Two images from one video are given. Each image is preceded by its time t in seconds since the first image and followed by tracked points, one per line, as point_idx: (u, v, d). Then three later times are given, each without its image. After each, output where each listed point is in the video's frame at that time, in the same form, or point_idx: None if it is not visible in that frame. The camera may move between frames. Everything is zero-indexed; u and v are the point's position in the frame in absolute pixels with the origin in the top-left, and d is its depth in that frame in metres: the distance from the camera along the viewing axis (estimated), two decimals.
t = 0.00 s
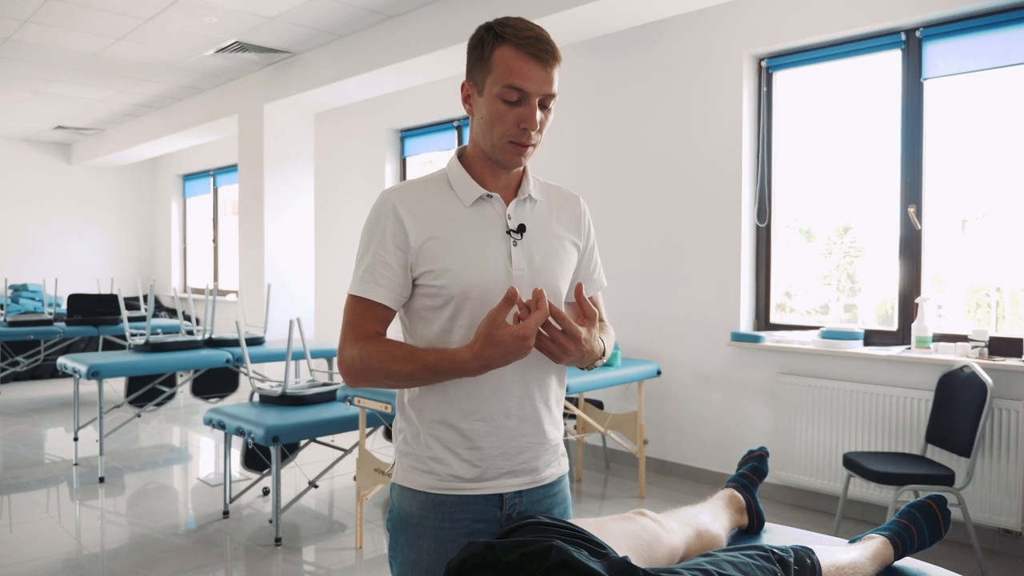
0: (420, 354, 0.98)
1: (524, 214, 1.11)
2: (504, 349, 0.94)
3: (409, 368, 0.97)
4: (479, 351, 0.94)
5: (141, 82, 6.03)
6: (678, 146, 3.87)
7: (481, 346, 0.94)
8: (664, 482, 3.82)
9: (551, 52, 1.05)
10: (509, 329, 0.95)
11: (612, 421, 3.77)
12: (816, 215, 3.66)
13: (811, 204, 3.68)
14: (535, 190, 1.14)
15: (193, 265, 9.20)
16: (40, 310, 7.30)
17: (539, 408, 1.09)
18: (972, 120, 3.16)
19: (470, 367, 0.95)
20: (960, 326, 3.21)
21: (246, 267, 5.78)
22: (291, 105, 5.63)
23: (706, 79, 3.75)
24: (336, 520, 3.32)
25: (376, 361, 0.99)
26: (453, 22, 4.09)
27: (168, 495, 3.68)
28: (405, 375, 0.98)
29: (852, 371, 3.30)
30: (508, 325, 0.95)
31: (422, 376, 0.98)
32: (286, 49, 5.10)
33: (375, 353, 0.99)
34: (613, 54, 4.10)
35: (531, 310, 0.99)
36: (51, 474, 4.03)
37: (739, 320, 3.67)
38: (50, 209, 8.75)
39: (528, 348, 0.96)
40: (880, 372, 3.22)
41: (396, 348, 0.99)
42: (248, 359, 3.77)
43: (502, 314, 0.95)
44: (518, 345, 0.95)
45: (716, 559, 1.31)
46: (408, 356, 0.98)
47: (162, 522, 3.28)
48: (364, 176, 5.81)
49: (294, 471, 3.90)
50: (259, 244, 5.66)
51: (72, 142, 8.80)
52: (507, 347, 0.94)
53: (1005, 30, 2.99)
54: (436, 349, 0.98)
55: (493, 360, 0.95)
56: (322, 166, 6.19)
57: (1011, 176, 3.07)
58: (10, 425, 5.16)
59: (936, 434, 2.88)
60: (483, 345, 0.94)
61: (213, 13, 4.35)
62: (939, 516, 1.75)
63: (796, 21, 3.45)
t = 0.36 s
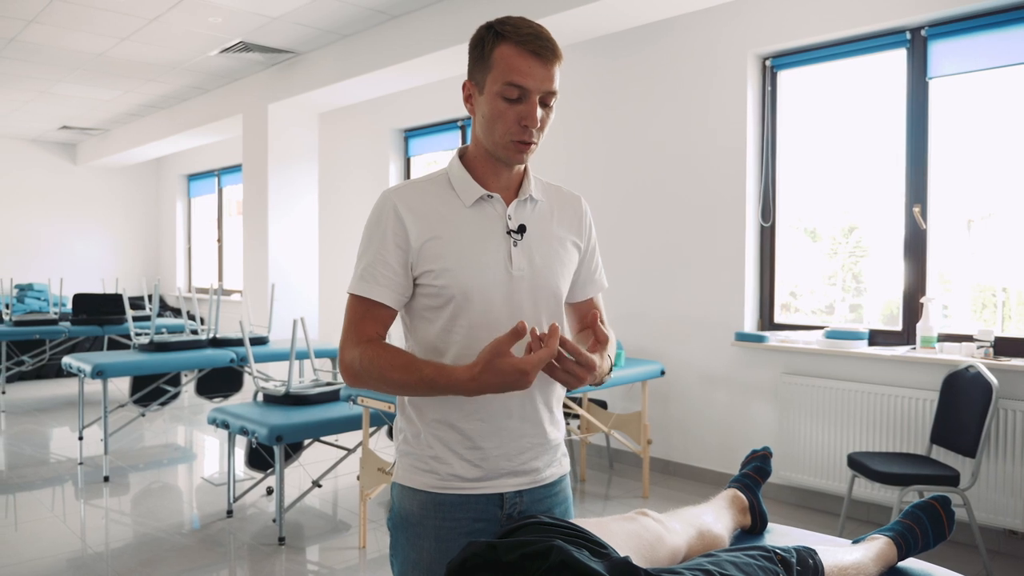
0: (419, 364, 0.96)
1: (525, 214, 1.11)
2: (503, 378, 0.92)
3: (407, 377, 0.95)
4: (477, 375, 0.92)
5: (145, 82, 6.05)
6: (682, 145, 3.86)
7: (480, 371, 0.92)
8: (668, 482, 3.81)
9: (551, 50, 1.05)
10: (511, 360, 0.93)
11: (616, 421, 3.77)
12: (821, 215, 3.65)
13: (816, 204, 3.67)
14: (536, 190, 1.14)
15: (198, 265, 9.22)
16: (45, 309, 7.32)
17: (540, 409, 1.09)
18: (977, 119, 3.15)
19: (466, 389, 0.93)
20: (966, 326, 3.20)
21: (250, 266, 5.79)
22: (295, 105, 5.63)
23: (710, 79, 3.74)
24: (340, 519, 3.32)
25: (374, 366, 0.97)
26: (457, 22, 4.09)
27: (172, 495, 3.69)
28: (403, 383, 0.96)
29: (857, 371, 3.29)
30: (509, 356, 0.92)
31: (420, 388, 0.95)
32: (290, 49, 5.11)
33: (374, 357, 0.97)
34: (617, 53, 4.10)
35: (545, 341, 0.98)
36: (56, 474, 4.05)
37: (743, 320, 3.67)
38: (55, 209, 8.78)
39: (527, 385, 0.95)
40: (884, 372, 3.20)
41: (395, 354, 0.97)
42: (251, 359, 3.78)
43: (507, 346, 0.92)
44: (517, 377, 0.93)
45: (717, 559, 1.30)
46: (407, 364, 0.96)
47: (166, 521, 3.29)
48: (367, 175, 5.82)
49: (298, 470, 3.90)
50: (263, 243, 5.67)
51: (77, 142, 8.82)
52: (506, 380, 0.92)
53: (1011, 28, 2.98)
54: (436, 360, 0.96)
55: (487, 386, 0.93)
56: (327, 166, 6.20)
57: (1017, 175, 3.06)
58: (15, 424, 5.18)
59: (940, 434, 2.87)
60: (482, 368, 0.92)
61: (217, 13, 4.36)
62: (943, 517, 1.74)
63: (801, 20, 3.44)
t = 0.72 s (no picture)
0: (417, 367, 0.96)
1: (525, 215, 1.11)
2: (495, 387, 0.92)
3: (405, 380, 0.96)
4: (470, 383, 0.92)
5: (150, 83, 6.07)
6: (685, 145, 3.86)
7: (472, 379, 0.92)
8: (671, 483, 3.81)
9: (544, 45, 1.05)
10: (504, 369, 0.92)
11: (619, 421, 3.76)
12: (826, 215, 3.64)
13: (821, 204, 3.66)
14: (537, 190, 1.14)
15: (202, 265, 9.24)
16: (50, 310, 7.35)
17: (540, 410, 1.09)
18: (988, 118, 3.13)
19: (459, 394, 0.93)
20: (971, 326, 3.19)
21: (254, 266, 5.80)
22: (299, 105, 5.64)
23: (714, 79, 3.74)
24: (344, 519, 3.32)
25: (374, 368, 0.97)
26: (460, 22, 4.09)
27: (176, 494, 3.70)
28: (401, 386, 0.96)
29: (861, 371, 3.28)
30: (503, 364, 0.92)
31: (417, 392, 0.96)
32: (294, 49, 5.11)
33: (373, 360, 0.98)
34: (621, 53, 4.09)
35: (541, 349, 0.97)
36: (61, 473, 4.06)
37: (747, 320, 3.66)
38: (60, 209, 8.81)
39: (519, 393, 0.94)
40: (888, 372, 3.20)
41: (394, 357, 0.97)
42: (255, 359, 3.79)
43: (501, 354, 0.91)
44: (509, 387, 0.92)
45: (718, 559, 1.30)
46: (405, 367, 0.96)
47: (170, 521, 3.30)
48: (371, 176, 5.83)
49: (301, 470, 3.91)
50: (267, 244, 5.68)
51: (82, 142, 8.85)
52: (498, 389, 0.92)
53: (1016, 28, 2.97)
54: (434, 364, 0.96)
55: (480, 393, 0.92)
56: (331, 166, 6.21)
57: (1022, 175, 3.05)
58: (20, 424, 5.20)
59: (944, 435, 2.87)
60: (475, 375, 0.92)
61: (221, 14, 4.37)
62: (946, 518, 1.73)
63: (805, 19, 3.43)
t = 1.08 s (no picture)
0: (405, 360, 0.95)
1: (527, 216, 1.11)
2: (478, 378, 0.90)
3: (393, 372, 0.95)
4: (452, 372, 0.91)
5: (154, 84, 6.09)
6: (689, 145, 3.86)
7: (455, 369, 0.91)
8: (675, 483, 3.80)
9: (539, 41, 1.05)
10: (488, 360, 0.90)
11: (622, 422, 3.76)
12: (830, 215, 3.63)
13: (825, 204, 3.65)
14: (539, 191, 1.14)
15: (206, 265, 9.26)
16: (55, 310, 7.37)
17: (540, 410, 1.10)
18: (992, 118, 3.12)
19: (443, 386, 0.92)
20: (976, 326, 3.18)
21: (258, 266, 5.81)
22: (303, 106, 5.65)
23: (718, 79, 3.73)
24: (347, 519, 3.33)
25: (366, 361, 0.97)
26: (464, 22, 4.10)
27: (180, 494, 3.70)
28: (388, 380, 0.95)
29: (865, 372, 3.28)
30: (487, 355, 0.90)
31: (405, 384, 0.94)
32: (297, 50, 5.12)
33: (366, 355, 0.98)
34: (624, 53, 4.09)
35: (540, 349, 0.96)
36: (66, 473, 4.07)
37: (750, 320, 3.66)
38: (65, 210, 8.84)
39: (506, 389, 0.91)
40: (892, 373, 3.19)
41: (384, 350, 0.97)
42: (259, 359, 3.79)
43: (486, 344, 0.89)
44: (492, 379, 0.90)
45: (720, 559, 1.30)
46: (393, 360, 0.96)
47: (174, 521, 3.30)
48: (375, 176, 5.84)
49: (305, 470, 3.92)
50: (271, 244, 5.69)
51: (87, 142, 8.88)
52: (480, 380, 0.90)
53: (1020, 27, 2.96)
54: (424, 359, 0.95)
55: (464, 384, 0.90)
56: (334, 167, 6.22)
57: None
58: (25, 423, 5.22)
59: (948, 435, 2.86)
60: (459, 366, 0.90)
61: (225, 14, 4.38)
62: (950, 518, 1.73)
63: (809, 19, 3.43)
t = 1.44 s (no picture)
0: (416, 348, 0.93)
1: (529, 216, 1.11)
2: (503, 368, 0.90)
3: (403, 356, 0.92)
4: (478, 357, 0.91)
5: (158, 84, 6.10)
6: (692, 145, 3.85)
7: (482, 354, 0.91)
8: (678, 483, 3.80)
9: (539, 37, 1.06)
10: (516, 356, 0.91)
11: (626, 422, 3.75)
12: (834, 215, 3.62)
13: (829, 203, 3.64)
14: (542, 191, 1.14)
15: (210, 265, 9.28)
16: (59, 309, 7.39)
17: (541, 411, 1.09)
18: (996, 117, 3.11)
19: (463, 371, 0.91)
20: (981, 326, 3.17)
21: (262, 266, 5.82)
22: (306, 106, 5.66)
23: (721, 78, 3.73)
24: (351, 519, 3.33)
25: (370, 347, 0.94)
26: (466, 22, 4.10)
27: (184, 493, 3.71)
28: (394, 364, 0.92)
29: (868, 372, 3.27)
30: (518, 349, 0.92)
31: (415, 368, 0.92)
32: (301, 50, 5.13)
33: (367, 342, 0.95)
34: (627, 53, 4.09)
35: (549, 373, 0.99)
36: (70, 472, 4.08)
37: (754, 319, 3.65)
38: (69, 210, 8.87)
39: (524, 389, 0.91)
40: (896, 372, 3.18)
41: (389, 338, 0.95)
42: (262, 358, 3.80)
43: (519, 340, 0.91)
44: (518, 370, 0.90)
45: (724, 560, 1.30)
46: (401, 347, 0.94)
47: (178, 520, 3.31)
48: (378, 175, 5.84)
49: (308, 470, 3.92)
50: (274, 243, 5.70)
51: (91, 143, 8.90)
52: (504, 371, 0.90)
53: None
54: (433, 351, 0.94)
55: (487, 371, 0.90)
56: (337, 166, 6.23)
57: None
58: (30, 423, 5.23)
59: (953, 436, 2.85)
60: (487, 352, 0.91)
61: (228, 14, 4.38)
62: (954, 518, 1.72)
63: (813, 18, 3.42)
